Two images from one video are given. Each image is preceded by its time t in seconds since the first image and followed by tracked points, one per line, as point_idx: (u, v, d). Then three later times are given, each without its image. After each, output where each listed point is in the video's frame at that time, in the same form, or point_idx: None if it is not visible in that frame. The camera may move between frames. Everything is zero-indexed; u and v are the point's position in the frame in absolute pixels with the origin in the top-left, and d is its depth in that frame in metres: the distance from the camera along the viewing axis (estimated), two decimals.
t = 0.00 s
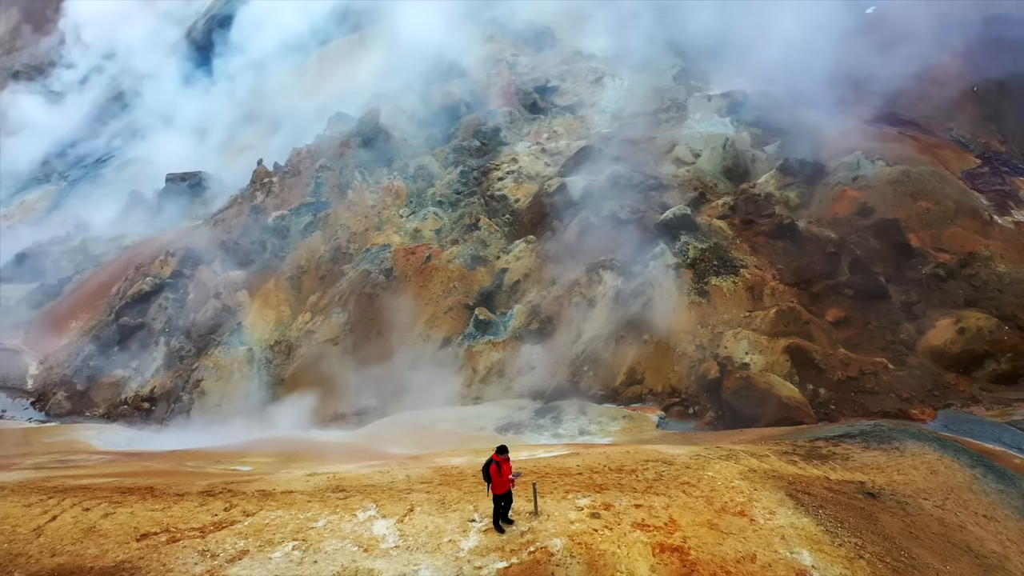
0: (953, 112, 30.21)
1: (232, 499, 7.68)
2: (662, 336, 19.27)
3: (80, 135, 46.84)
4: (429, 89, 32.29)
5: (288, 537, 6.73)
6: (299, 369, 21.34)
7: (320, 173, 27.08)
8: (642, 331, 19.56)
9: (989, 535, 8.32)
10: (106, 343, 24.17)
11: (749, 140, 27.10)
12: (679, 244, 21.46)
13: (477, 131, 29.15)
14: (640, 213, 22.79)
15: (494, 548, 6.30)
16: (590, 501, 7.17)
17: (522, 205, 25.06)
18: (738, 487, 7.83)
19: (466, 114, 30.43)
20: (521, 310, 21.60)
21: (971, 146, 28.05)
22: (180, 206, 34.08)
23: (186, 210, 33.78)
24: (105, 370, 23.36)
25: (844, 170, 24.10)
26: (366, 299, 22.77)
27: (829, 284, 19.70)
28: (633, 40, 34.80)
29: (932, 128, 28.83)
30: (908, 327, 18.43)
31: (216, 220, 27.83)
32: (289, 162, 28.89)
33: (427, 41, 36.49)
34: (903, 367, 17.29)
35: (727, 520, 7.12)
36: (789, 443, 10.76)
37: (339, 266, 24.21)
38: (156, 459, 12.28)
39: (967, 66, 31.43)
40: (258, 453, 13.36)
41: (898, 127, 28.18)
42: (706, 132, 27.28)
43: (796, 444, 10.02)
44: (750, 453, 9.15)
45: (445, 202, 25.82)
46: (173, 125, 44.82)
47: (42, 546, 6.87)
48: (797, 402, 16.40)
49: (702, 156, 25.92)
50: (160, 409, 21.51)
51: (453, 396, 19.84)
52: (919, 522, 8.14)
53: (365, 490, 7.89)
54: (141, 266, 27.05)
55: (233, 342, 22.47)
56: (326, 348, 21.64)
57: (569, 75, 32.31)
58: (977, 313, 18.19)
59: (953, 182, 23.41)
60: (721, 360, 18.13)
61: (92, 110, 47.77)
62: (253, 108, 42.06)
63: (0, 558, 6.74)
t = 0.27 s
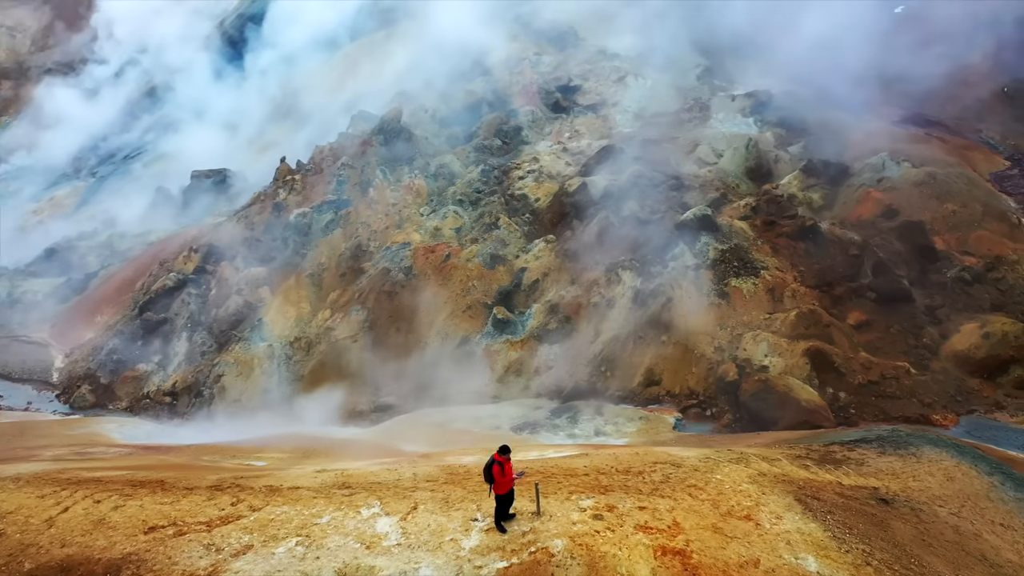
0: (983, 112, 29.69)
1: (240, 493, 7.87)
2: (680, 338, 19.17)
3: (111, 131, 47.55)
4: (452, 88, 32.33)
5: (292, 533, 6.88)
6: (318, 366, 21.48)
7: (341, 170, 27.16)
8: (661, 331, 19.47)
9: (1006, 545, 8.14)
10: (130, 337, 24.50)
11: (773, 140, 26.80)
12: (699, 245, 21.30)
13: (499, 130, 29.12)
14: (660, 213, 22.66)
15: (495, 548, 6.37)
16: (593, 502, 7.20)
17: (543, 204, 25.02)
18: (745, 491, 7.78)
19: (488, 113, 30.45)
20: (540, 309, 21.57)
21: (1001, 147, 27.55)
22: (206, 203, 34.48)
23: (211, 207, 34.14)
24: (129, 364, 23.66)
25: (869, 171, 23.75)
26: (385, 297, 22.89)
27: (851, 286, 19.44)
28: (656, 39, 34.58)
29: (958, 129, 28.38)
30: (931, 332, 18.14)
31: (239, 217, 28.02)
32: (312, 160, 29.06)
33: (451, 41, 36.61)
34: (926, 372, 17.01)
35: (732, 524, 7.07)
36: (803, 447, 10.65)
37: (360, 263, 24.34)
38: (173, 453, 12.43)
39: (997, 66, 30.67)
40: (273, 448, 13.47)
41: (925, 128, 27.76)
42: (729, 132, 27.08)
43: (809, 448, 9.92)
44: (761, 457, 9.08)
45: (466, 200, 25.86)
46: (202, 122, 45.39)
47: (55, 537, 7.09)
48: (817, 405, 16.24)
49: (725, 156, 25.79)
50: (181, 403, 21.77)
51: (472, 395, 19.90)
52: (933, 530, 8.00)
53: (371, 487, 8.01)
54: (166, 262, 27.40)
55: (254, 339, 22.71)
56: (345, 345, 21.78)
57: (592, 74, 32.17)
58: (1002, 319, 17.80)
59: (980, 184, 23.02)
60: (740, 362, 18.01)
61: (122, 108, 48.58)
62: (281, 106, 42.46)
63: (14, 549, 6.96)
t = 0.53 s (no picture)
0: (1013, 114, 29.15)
1: (246, 489, 8.15)
2: (699, 339, 19.04)
3: (141, 125, 48.11)
4: (474, 87, 32.30)
5: (294, 529, 7.14)
6: (337, 364, 21.60)
7: (363, 169, 27.13)
8: (680, 332, 19.34)
9: None
10: (152, 332, 24.80)
11: (797, 141, 26.40)
12: (720, 245, 21.10)
13: (520, 130, 29.13)
14: (681, 213, 22.52)
15: (496, 549, 6.53)
16: (597, 503, 7.28)
17: (563, 204, 24.97)
18: (753, 495, 7.78)
19: (509, 113, 30.43)
20: (558, 309, 21.54)
21: None
22: (231, 199, 34.78)
23: (236, 203, 34.43)
24: (151, 358, 23.94)
25: (895, 173, 23.32)
26: (404, 295, 22.96)
27: (874, 289, 19.12)
28: (681, 38, 34.30)
29: (989, 131, 27.72)
30: (955, 336, 17.82)
31: (261, 214, 28.19)
32: (334, 158, 29.16)
33: (474, 40, 36.63)
34: (949, 377, 16.73)
35: (737, 528, 7.09)
36: (817, 451, 10.54)
37: (380, 261, 24.44)
38: (189, 447, 12.56)
39: None
40: (287, 444, 13.56)
41: (953, 129, 27.31)
42: (752, 132, 26.88)
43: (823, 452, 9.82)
44: (772, 460, 9.03)
45: (486, 199, 25.87)
46: (231, 118, 45.79)
47: (67, 530, 7.57)
48: (836, 409, 16.08)
49: (748, 156, 25.58)
50: (202, 398, 22.03)
51: (489, 394, 19.90)
52: (948, 538, 7.87)
53: (375, 484, 8.21)
54: (189, 259, 27.71)
55: (274, 335, 22.87)
56: (364, 342, 21.89)
57: (615, 73, 31.94)
58: None
59: (1008, 186, 22.61)
60: (759, 365, 17.86)
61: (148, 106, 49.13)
62: (307, 102, 42.66)
63: (25, 540, 7.48)
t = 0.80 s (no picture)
0: None
1: (252, 484, 8.52)
2: (715, 340, 18.91)
3: (172, 121, 48.72)
4: (495, 86, 32.26)
5: (296, 526, 7.49)
6: (355, 362, 21.75)
7: (383, 167, 27.21)
8: (696, 333, 19.23)
9: None
10: (173, 328, 25.08)
11: (819, 141, 26.15)
12: (739, 247, 20.92)
13: (541, 129, 29.26)
14: (701, 214, 22.37)
15: (494, 549, 6.76)
16: (599, 504, 7.44)
17: (582, 203, 24.89)
18: (758, 499, 7.82)
19: (530, 112, 30.40)
20: (575, 309, 21.49)
21: None
22: (256, 197, 35.03)
23: (262, 200, 34.71)
24: (172, 353, 24.22)
25: (918, 174, 22.74)
26: (422, 293, 23.02)
27: (896, 291, 18.78)
28: (704, 38, 34.06)
29: (1017, 131, 26.19)
30: (979, 340, 17.35)
31: (282, 211, 28.36)
32: (355, 156, 29.26)
33: (496, 40, 36.64)
34: (971, 381, 16.37)
35: (741, 532, 7.15)
36: (831, 456, 10.44)
37: (399, 260, 24.53)
38: (204, 442, 12.71)
39: None
40: (302, 440, 13.72)
41: (981, 130, 26.82)
42: (774, 133, 26.63)
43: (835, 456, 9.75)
44: (781, 463, 9.04)
45: (505, 198, 25.87)
46: (259, 113, 46.15)
47: (75, 520, 7.93)
48: (854, 413, 15.97)
49: (769, 157, 25.33)
50: (221, 394, 22.23)
51: (505, 393, 19.89)
52: (960, 544, 7.75)
53: (376, 482, 8.52)
54: (211, 255, 28.02)
55: (293, 332, 23.02)
56: (382, 340, 22.02)
57: (636, 72, 31.76)
58: None
59: None
60: (777, 367, 17.74)
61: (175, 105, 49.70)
62: (334, 98, 42.78)
63: (35, 531, 7.84)
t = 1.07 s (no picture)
0: None
1: (255, 480, 8.61)
2: (731, 343, 18.77)
3: (198, 116, 49.10)
4: (513, 86, 32.21)
5: (297, 523, 7.56)
6: (369, 360, 21.85)
7: (400, 166, 27.30)
8: (711, 335, 19.11)
9: None
10: (191, 324, 25.30)
11: (839, 143, 25.86)
12: (756, 248, 20.77)
13: (558, 129, 29.21)
14: (718, 215, 22.21)
15: (491, 547, 6.83)
16: (598, 505, 7.49)
17: (598, 204, 24.78)
18: (762, 502, 7.82)
19: (548, 112, 30.33)
20: (590, 309, 21.41)
21: None
22: (277, 196, 35.26)
23: (285, 197, 34.99)
24: (190, 350, 24.45)
25: (940, 176, 22.26)
26: (437, 292, 23.06)
27: (915, 295, 18.53)
28: (724, 38, 33.82)
29: None
30: (999, 345, 16.99)
31: (300, 209, 28.51)
32: (373, 155, 29.34)
33: (515, 40, 36.60)
34: (991, 387, 16.11)
35: (741, 535, 7.17)
36: (842, 460, 10.33)
37: (414, 259, 24.59)
38: (214, 438, 12.78)
39: None
40: (312, 438, 13.80)
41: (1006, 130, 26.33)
42: (794, 134, 26.34)
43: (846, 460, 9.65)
44: (788, 466, 9.01)
45: (522, 198, 25.84)
46: (285, 108, 46.35)
47: (80, 514, 8.04)
48: (871, 417, 15.81)
49: (788, 159, 25.11)
50: (237, 391, 22.42)
51: (519, 393, 19.92)
52: (971, 551, 7.63)
53: (378, 479, 8.57)
54: (229, 253, 28.24)
55: (309, 330, 23.14)
56: (397, 339, 22.09)
57: (655, 72, 31.61)
58: None
59: None
60: (792, 370, 17.56)
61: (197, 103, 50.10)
62: (359, 95, 42.85)
63: (41, 523, 7.95)
